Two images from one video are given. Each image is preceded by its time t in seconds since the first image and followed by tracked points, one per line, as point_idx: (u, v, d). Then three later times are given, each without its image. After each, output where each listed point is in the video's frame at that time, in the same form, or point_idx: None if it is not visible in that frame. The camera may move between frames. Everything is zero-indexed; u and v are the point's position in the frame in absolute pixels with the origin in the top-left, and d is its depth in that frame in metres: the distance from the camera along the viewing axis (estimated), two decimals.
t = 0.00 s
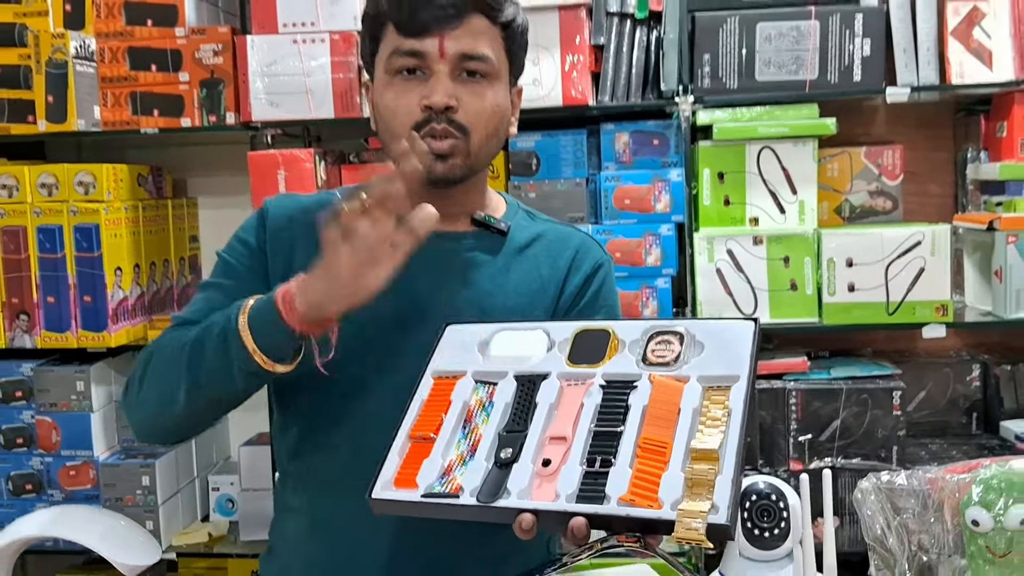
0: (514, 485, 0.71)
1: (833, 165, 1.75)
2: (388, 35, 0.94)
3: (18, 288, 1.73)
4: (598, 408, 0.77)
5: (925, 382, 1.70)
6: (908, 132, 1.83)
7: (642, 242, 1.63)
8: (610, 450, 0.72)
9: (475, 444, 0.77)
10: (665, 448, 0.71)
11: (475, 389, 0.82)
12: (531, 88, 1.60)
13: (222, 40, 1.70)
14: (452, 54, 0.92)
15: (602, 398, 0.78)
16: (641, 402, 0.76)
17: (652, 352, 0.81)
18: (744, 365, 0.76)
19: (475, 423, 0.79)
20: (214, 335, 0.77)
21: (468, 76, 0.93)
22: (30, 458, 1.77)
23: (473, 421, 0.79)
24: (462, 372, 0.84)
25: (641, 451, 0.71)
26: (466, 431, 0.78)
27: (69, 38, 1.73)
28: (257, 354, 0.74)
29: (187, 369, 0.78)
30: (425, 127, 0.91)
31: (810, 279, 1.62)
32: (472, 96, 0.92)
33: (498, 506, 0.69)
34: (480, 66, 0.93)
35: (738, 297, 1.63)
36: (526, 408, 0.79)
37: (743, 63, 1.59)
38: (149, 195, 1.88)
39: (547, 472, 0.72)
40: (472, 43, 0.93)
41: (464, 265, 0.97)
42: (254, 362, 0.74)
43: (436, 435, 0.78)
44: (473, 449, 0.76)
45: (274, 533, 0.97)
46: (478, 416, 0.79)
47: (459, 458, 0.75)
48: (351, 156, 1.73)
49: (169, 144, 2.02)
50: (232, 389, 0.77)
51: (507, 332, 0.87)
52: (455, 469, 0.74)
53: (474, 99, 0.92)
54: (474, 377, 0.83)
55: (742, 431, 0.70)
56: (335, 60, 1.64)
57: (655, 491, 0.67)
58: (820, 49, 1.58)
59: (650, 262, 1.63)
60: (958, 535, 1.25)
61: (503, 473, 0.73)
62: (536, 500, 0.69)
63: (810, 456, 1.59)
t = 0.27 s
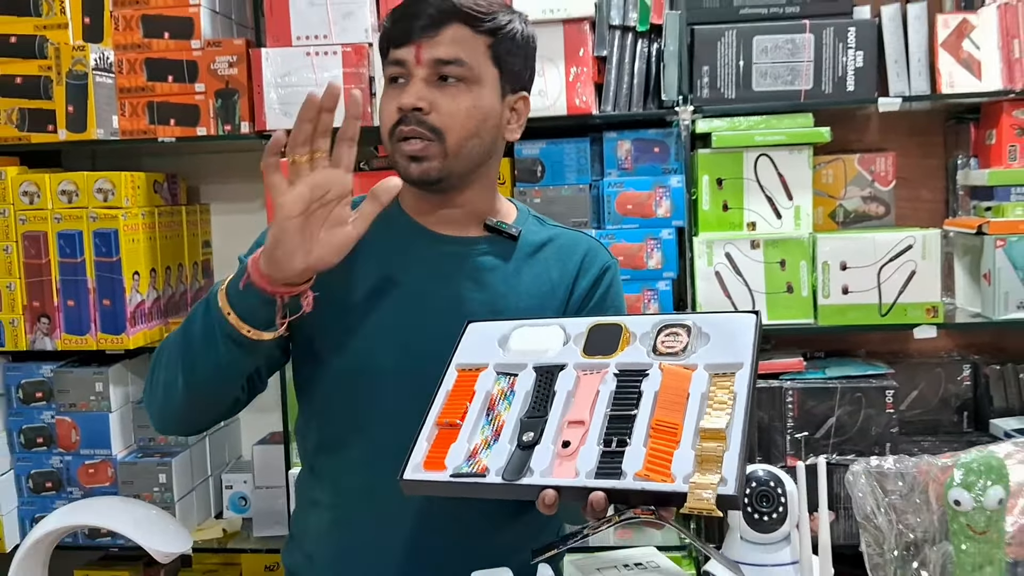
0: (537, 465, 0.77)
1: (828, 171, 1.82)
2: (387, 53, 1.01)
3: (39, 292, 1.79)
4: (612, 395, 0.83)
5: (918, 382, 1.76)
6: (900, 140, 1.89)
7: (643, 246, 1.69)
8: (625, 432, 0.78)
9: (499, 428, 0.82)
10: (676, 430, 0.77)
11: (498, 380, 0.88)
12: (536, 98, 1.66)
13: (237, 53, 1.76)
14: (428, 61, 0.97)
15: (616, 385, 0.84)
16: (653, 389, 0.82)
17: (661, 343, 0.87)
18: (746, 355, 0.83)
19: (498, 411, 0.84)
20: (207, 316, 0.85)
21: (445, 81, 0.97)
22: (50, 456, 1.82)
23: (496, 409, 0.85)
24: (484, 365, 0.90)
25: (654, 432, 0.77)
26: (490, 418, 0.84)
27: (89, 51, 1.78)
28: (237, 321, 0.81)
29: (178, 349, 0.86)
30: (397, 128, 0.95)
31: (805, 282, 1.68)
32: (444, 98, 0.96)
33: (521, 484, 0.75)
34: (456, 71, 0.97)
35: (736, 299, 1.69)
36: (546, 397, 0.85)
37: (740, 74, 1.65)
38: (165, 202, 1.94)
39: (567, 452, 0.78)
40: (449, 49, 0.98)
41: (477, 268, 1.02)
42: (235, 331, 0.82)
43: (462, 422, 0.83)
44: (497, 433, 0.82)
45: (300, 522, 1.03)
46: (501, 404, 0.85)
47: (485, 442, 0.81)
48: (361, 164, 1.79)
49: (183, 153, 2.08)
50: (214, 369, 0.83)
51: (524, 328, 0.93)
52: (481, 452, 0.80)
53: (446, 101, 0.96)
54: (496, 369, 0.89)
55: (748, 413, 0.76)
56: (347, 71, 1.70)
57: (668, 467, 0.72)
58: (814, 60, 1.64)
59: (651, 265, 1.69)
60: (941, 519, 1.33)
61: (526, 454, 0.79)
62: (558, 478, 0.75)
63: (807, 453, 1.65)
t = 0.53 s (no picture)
0: (550, 454, 0.81)
1: (827, 177, 1.88)
2: (409, 70, 1.02)
3: (60, 296, 1.84)
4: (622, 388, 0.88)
5: (915, 380, 1.81)
6: (896, 146, 1.94)
7: (648, 250, 1.74)
8: (632, 423, 0.83)
9: (514, 421, 0.87)
10: (681, 420, 0.81)
11: (513, 375, 0.93)
12: (544, 107, 1.71)
13: (252, 63, 1.81)
14: (468, 84, 1.00)
15: (625, 378, 0.89)
16: (659, 382, 0.87)
17: (666, 340, 0.92)
18: (745, 349, 0.87)
19: (513, 404, 0.89)
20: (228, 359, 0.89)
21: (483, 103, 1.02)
22: (70, 456, 1.87)
23: (511, 402, 0.89)
24: (500, 361, 0.95)
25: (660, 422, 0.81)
26: (506, 411, 0.88)
27: (109, 61, 1.84)
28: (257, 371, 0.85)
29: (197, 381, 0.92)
30: (443, 152, 1.00)
31: (805, 283, 1.73)
32: (486, 121, 1.01)
33: (536, 472, 0.79)
34: (492, 94, 1.02)
35: (739, 301, 1.74)
36: (558, 390, 0.89)
37: (741, 83, 1.70)
38: (181, 208, 1.98)
39: (578, 442, 0.82)
40: (487, 73, 1.01)
41: (487, 270, 1.07)
42: (255, 380, 0.86)
43: (479, 415, 0.88)
44: (512, 425, 0.86)
45: (321, 517, 1.08)
46: (516, 398, 0.89)
47: (501, 433, 0.86)
48: (373, 170, 1.84)
49: (197, 160, 2.14)
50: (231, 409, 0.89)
51: (537, 326, 0.97)
52: (498, 442, 0.85)
53: (489, 125, 1.01)
54: (512, 365, 0.94)
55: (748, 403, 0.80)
56: (360, 81, 1.75)
57: (672, 455, 0.77)
58: (813, 69, 1.69)
59: (656, 268, 1.74)
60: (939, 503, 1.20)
61: (539, 444, 0.83)
62: (569, 466, 0.79)
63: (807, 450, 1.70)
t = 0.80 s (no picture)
0: (530, 450, 0.79)
1: (821, 183, 1.93)
2: (421, 90, 1.00)
3: (73, 302, 1.88)
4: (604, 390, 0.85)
5: (908, 381, 1.86)
6: (888, 153, 2.00)
7: (649, 255, 1.79)
8: (606, 423, 0.80)
9: (502, 417, 0.84)
10: (652, 420, 0.78)
11: (505, 376, 0.91)
12: (546, 116, 1.76)
13: (262, 74, 1.86)
14: (484, 108, 0.98)
15: (607, 381, 0.86)
16: (636, 385, 0.84)
17: (648, 346, 0.89)
18: (719, 355, 0.84)
19: (503, 403, 0.86)
20: (314, 423, 0.76)
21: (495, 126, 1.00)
22: (83, 458, 1.91)
23: (501, 401, 0.87)
24: (494, 363, 0.93)
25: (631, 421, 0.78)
26: (496, 409, 0.86)
27: (122, 72, 1.88)
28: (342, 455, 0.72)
29: (260, 407, 0.85)
30: (463, 173, 0.99)
31: (801, 287, 1.78)
32: (501, 141, 1.00)
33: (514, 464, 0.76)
34: (505, 116, 1.00)
35: (736, 304, 1.79)
36: (544, 390, 0.87)
37: (738, 92, 1.76)
38: (191, 215, 2.03)
39: (556, 438, 0.79)
40: (502, 95, 1.00)
41: (489, 276, 1.06)
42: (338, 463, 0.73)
43: (471, 411, 0.85)
44: (500, 422, 0.84)
45: (334, 513, 1.12)
46: (506, 397, 0.87)
47: (488, 429, 0.83)
48: (379, 178, 1.89)
49: (205, 168, 2.18)
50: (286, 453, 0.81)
51: (532, 332, 0.96)
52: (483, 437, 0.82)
53: (503, 145, 1.00)
54: (506, 368, 0.92)
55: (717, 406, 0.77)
56: (367, 91, 1.80)
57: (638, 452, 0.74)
58: (807, 79, 1.75)
59: (656, 272, 1.79)
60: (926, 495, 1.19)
61: (521, 440, 0.80)
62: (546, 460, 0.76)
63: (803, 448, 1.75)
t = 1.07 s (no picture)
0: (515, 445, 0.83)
1: (806, 188, 1.97)
2: (411, 108, 1.02)
3: (72, 307, 1.91)
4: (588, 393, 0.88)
5: (890, 381, 1.89)
6: (871, 158, 2.04)
7: (637, 259, 1.83)
8: (587, 421, 0.83)
9: (491, 416, 0.88)
10: (630, 418, 0.81)
11: (497, 379, 0.94)
12: (536, 123, 1.80)
13: (257, 82, 1.89)
14: (474, 121, 1.01)
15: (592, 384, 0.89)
16: (617, 387, 0.87)
17: (632, 351, 0.92)
18: (699, 359, 0.87)
19: (493, 403, 0.90)
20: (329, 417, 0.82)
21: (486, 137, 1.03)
22: (81, 462, 1.93)
23: (492, 401, 0.90)
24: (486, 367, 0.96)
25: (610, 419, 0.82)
26: (486, 408, 0.89)
27: (120, 82, 1.91)
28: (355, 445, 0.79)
29: (268, 406, 0.91)
30: (459, 187, 1.02)
31: (786, 290, 1.82)
32: (491, 152, 1.03)
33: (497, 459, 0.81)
34: (493, 127, 1.03)
35: (723, 306, 1.83)
36: (532, 392, 0.90)
37: (723, 99, 1.80)
38: (187, 221, 2.06)
39: (539, 435, 0.83)
40: (489, 106, 1.02)
41: (483, 278, 1.09)
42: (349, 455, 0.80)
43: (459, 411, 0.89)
44: (488, 420, 0.88)
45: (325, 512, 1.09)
46: (496, 398, 0.91)
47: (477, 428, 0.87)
48: (372, 184, 1.92)
49: (200, 175, 2.21)
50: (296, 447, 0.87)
51: (526, 339, 0.99)
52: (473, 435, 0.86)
53: (494, 155, 1.03)
54: (497, 372, 0.95)
55: (693, 407, 0.80)
56: (361, 99, 1.83)
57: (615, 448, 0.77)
58: (791, 87, 1.79)
59: (645, 276, 1.83)
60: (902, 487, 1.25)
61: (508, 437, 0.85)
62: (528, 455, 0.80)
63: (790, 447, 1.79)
